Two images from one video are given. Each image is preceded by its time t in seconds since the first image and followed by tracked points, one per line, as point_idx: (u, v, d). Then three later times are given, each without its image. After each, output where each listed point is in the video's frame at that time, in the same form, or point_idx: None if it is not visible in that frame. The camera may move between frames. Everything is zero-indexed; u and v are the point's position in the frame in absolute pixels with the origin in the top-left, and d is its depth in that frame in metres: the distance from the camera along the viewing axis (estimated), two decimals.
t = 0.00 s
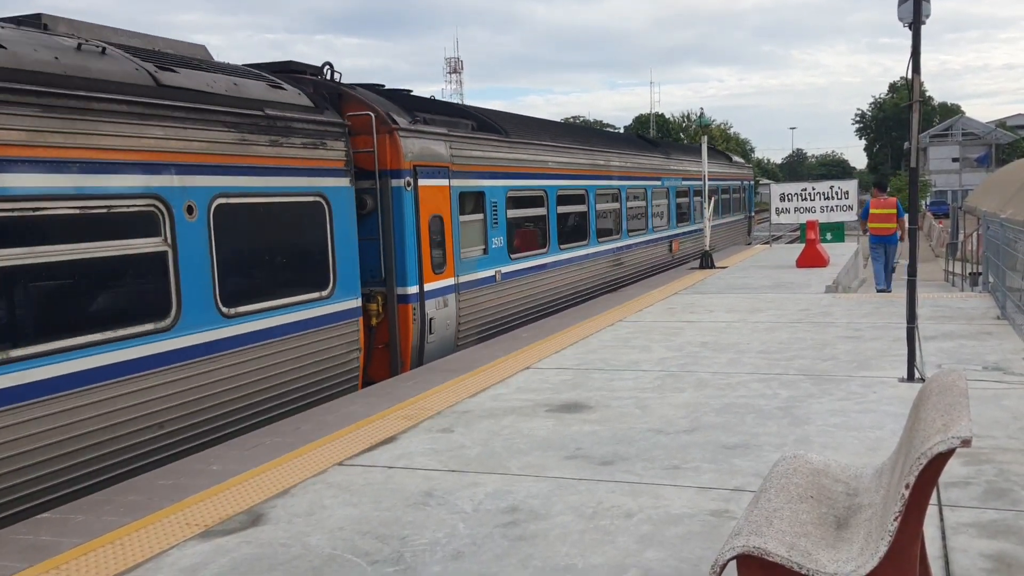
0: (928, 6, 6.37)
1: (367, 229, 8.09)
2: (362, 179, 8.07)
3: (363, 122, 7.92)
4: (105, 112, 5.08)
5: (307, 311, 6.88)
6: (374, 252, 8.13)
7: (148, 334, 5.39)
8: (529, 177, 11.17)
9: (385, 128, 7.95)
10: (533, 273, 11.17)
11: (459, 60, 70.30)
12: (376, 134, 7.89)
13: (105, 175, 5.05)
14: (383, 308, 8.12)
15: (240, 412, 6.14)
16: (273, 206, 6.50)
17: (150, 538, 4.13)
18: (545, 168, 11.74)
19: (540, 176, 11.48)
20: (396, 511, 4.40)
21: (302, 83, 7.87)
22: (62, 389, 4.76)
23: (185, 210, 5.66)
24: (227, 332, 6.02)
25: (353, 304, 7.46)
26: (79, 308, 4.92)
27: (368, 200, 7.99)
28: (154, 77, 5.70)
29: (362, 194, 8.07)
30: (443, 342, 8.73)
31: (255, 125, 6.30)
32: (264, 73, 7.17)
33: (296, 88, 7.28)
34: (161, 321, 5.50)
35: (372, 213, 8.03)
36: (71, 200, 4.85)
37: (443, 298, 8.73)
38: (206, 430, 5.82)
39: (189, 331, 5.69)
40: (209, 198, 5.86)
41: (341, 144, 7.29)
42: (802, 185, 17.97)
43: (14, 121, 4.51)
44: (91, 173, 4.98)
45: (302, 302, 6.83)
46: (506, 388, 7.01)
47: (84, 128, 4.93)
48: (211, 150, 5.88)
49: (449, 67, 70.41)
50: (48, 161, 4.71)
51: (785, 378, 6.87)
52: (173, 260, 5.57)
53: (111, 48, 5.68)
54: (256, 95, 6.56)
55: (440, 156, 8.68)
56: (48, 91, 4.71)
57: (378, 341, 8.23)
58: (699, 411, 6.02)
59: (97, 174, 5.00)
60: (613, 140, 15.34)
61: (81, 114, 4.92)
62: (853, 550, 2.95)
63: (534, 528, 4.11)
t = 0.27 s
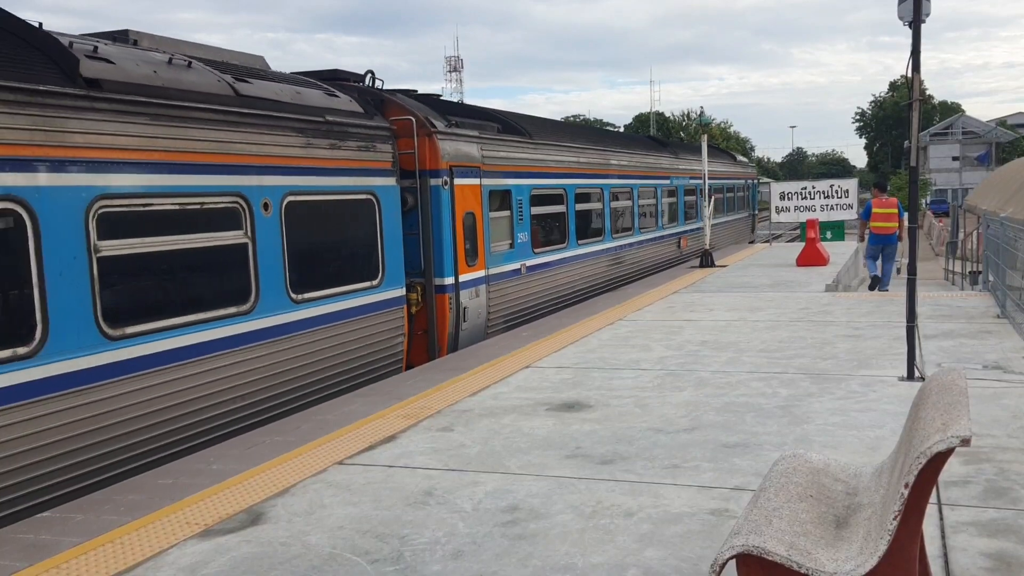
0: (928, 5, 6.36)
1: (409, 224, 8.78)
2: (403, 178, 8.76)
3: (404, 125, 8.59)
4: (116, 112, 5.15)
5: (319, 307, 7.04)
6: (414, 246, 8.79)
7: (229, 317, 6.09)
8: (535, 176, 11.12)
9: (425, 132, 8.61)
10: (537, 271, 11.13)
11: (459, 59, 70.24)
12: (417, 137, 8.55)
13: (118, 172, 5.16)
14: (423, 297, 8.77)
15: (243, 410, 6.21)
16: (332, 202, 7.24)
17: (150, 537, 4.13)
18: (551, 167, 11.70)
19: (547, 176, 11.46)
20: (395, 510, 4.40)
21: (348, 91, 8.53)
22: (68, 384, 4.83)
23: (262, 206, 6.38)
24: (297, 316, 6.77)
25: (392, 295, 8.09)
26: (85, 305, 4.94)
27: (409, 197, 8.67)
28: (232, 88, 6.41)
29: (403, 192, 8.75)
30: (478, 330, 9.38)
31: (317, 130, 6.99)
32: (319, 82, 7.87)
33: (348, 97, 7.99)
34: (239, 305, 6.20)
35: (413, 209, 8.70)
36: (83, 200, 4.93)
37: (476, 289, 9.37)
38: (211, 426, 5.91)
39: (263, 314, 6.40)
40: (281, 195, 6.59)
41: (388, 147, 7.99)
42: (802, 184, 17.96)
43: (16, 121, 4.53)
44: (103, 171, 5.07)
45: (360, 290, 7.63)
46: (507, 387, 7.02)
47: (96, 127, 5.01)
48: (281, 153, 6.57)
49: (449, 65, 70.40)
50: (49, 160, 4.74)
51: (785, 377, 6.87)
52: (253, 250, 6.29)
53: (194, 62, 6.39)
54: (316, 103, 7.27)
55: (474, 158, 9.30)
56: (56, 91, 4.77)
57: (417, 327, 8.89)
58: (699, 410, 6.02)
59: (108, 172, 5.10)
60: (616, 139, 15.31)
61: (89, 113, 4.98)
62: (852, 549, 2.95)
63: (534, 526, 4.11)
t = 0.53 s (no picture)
0: (928, 3, 6.36)
1: (445, 220, 9.55)
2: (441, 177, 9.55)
3: (441, 129, 9.38)
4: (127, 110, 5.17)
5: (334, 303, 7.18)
6: (449, 239, 9.54)
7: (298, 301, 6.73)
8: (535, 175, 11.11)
9: (459, 134, 9.37)
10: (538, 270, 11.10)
11: (459, 57, 70.24)
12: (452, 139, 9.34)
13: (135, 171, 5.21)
14: (457, 287, 9.50)
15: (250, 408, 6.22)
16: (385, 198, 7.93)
17: (151, 536, 4.13)
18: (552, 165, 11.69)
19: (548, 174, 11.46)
20: (395, 509, 4.40)
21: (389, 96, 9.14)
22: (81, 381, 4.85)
23: (327, 203, 7.05)
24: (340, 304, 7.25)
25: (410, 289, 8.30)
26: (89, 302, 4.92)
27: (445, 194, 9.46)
28: (299, 96, 7.01)
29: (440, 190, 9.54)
30: (507, 317, 10.06)
31: (371, 134, 7.66)
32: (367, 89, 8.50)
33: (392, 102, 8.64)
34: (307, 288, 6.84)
35: (448, 206, 9.47)
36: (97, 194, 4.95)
37: (505, 279, 10.08)
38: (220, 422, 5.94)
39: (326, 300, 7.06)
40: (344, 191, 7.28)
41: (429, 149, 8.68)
42: (802, 182, 17.98)
43: (21, 120, 4.51)
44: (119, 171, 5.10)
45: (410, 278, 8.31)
46: (507, 385, 7.02)
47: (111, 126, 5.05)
48: (341, 154, 7.24)
49: (449, 64, 70.42)
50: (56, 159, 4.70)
51: (785, 375, 6.87)
52: (318, 242, 6.95)
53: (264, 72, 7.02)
54: (369, 108, 7.93)
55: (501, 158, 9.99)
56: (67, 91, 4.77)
57: (452, 316, 9.56)
58: (699, 409, 6.02)
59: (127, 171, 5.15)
60: (616, 137, 15.31)
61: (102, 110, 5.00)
62: (852, 548, 2.96)
63: (534, 525, 4.11)
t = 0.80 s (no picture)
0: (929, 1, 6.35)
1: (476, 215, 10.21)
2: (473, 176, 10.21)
3: (475, 130, 9.97)
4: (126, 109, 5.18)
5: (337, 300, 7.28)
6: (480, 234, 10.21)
7: (336, 293, 7.26)
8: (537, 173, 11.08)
9: (491, 136, 9.99)
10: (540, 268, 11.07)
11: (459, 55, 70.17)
12: (485, 141, 9.93)
13: (135, 171, 5.25)
14: (489, 278, 10.20)
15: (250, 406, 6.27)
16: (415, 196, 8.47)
17: (153, 536, 4.14)
18: (554, 163, 11.66)
19: (550, 172, 11.44)
20: (397, 508, 4.41)
21: (426, 100, 9.87)
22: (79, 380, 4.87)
23: (382, 200, 7.88)
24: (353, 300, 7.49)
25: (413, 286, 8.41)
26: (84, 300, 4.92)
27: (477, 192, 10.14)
28: (356, 103, 7.80)
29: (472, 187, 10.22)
30: (533, 306, 10.75)
31: (416, 137, 8.46)
32: (410, 95, 9.27)
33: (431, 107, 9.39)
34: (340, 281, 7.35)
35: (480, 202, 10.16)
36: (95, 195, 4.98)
37: (532, 271, 10.79)
38: (221, 421, 5.99)
39: (362, 291, 7.64)
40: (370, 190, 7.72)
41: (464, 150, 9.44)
42: (803, 179, 17.96)
43: (15, 118, 4.50)
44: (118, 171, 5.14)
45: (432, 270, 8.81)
46: (508, 383, 7.02)
47: (112, 126, 5.08)
48: (391, 154, 8.02)
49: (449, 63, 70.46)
50: (47, 160, 4.69)
51: (786, 374, 6.87)
52: (373, 235, 7.78)
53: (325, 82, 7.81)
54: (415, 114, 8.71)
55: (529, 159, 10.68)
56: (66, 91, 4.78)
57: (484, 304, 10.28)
58: (700, 407, 6.02)
59: (127, 171, 5.20)
60: (616, 135, 15.28)
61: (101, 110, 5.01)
62: (853, 545, 2.96)
63: (535, 523, 4.12)
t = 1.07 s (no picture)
0: None
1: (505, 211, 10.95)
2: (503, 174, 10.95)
3: (504, 132, 10.75)
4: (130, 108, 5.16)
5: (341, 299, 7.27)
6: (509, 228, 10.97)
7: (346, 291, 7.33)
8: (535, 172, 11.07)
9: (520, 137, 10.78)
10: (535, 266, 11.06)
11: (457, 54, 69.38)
12: (514, 142, 10.71)
13: (136, 170, 5.22)
14: (517, 269, 10.97)
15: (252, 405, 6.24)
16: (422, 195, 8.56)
17: (152, 534, 4.14)
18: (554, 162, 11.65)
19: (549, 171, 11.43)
20: (397, 506, 4.41)
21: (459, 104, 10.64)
22: (79, 379, 4.85)
23: (428, 196, 8.63)
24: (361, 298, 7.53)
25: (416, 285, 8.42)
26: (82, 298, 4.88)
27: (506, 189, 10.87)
28: (405, 107, 8.56)
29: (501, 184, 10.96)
30: (557, 297, 11.51)
31: (456, 139, 9.23)
32: (446, 100, 10.01)
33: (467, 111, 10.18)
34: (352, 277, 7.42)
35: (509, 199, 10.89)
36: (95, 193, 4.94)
37: (555, 264, 11.55)
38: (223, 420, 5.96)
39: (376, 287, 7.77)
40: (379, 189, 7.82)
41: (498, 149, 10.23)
42: (802, 178, 17.93)
43: (14, 118, 4.47)
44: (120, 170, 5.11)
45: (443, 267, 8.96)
46: (508, 382, 7.02)
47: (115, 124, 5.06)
48: (435, 154, 8.78)
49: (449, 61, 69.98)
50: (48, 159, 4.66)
51: (786, 372, 6.87)
52: (420, 228, 8.51)
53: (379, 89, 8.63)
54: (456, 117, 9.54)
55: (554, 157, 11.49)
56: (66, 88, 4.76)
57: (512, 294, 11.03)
58: (700, 405, 6.03)
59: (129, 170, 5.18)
60: (616, 133, 15.29)
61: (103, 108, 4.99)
62: (853, 543, 2.96)
63: (535, 521, 4.12)
